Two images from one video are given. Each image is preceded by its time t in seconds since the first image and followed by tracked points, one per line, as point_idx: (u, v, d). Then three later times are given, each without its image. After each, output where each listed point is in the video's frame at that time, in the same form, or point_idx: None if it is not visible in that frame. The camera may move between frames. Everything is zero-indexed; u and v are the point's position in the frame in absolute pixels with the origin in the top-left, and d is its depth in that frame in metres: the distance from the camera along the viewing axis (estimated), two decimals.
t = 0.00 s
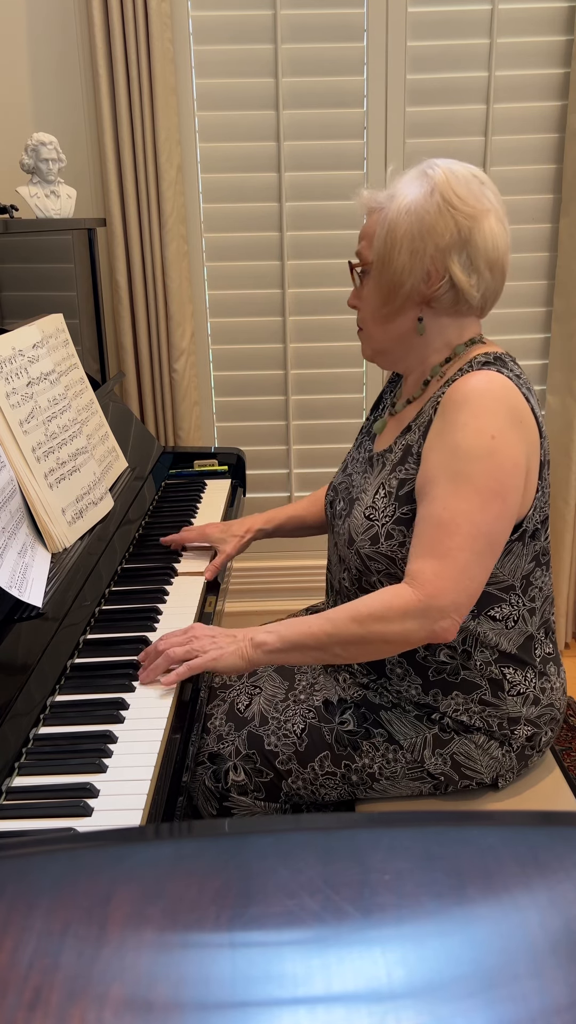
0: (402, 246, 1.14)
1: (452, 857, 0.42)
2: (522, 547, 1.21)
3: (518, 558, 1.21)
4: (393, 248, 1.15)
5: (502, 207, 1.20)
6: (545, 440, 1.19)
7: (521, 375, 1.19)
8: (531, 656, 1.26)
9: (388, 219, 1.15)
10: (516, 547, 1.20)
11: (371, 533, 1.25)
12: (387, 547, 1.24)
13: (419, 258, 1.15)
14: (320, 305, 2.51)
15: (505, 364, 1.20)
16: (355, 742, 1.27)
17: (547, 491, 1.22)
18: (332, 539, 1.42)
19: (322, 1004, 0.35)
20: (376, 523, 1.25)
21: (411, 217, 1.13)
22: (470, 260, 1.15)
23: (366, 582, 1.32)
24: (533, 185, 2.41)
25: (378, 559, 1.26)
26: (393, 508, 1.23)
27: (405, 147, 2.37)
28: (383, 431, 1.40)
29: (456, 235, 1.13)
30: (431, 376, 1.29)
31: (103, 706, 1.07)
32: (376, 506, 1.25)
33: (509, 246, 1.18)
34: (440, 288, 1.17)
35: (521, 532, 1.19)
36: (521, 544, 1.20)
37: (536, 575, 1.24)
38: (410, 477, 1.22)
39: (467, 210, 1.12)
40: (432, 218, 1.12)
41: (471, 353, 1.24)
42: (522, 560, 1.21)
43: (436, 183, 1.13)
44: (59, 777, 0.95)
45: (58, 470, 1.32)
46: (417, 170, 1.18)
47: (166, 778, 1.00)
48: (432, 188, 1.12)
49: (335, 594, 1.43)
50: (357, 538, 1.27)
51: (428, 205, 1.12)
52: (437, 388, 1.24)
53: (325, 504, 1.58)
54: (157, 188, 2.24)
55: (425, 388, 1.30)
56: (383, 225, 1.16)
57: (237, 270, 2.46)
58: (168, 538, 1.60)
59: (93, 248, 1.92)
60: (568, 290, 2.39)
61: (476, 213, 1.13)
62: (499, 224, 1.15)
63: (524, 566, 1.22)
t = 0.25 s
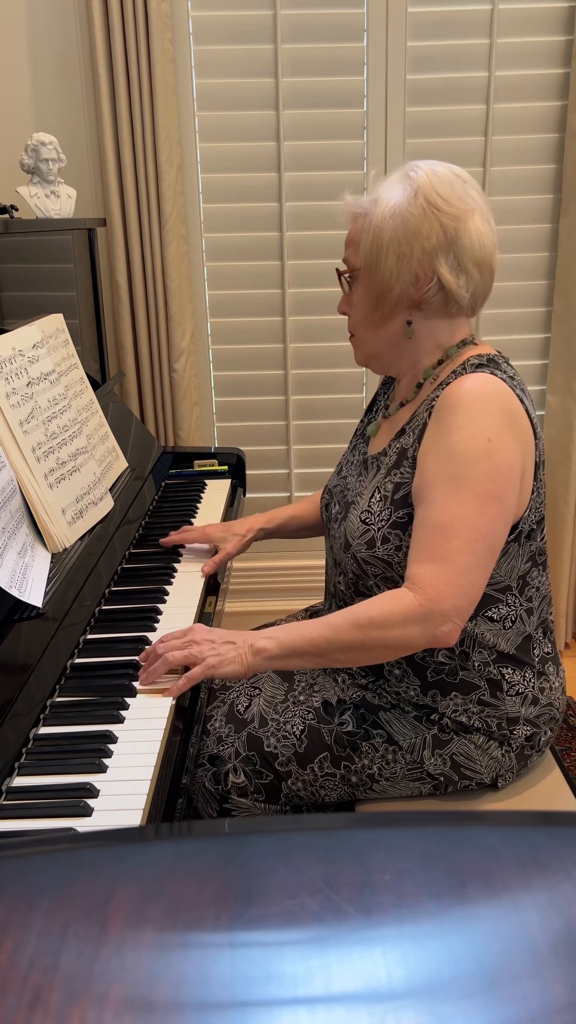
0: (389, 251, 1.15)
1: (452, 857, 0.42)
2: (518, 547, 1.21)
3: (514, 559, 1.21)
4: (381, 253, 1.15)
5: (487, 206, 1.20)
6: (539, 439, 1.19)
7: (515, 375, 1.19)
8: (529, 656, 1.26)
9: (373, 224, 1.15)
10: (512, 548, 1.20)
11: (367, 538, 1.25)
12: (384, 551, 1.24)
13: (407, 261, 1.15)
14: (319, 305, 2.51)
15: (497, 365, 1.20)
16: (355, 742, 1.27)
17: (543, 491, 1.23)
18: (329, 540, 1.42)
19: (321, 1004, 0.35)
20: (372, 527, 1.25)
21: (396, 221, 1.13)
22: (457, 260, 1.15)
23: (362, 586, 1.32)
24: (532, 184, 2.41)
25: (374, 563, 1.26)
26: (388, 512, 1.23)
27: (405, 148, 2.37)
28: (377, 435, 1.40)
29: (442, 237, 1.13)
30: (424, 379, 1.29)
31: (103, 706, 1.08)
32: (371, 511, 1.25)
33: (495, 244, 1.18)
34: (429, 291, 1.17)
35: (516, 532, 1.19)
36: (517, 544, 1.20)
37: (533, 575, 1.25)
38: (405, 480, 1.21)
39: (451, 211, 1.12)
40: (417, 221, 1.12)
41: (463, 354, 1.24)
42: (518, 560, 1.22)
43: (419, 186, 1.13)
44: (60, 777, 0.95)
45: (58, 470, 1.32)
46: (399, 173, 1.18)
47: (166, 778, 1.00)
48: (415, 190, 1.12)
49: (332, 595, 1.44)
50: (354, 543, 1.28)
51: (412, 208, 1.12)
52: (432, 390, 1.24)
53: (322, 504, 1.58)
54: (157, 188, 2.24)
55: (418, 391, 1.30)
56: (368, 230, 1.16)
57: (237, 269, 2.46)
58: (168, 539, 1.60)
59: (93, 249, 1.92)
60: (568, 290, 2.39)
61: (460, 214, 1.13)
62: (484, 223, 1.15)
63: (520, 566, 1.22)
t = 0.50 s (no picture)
0: (379, 254, 1.15)
1: (452, 858, 0.42)
2: (515, 547, 1.21)
3: (511, 559, 1.21)
4: (371, 257, 1.16)
5: (476, 206, 1.21)
6: (534, 437, 1.19)
7: (509, 375, 1.19)
8: (528, 656, 1.26)
9: (363, 228, 1.16)
10: (509, 548, 1.20)
11: (363, 539, 1.25)
12: (380, 553, 1.24)
13: (397, 264, 1.15)
14: (319, 304, 2.51)
15: (492, 365, 1.19)
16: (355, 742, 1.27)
17: (539, 490, 1.22)
18: (326, 541, 1.42)
19: (321, 1003, 0.35)
20: (368, 529, 1.25)
21: (386, 224, 1.13)
22: (448, 261, 1.15)
23: (360, 586, 1.32)
24: (532, 184, 2.41)
25: (371, 565, 1.26)
26: (385, 513, 1.23)
27: (405, 147, 2.37)
28: (372, 436, 1.40)
29: (432, 239, 1.13)
30: (419, 381, 1.28)
31: (103, 706, 1.07)
32: (368, 512, 1.25)
33: (486, 244, 1.18)
34: (420, 292, 1.17)
35: (513, 532, 1.19)
36: (513, 544, 1.20)
37: (531, 574, 1.25)
38: (401, 481, 1.21)
39: (440, 213, 1.12)
40: (406, 223, 1.12)
41: (457, 354, 1.24)
42: (515, 560, 1.21)
43: (408, 189, 1.13)
44: (60, 777, 0.95)
45: (58, 470, 1.32)
46: (388, 176, 1.18)
47: (166, 778, 1.00)
48: (404, 193, 1.13)
49: (330, 596, 1.44)
50: (350, 544, 1.27)
51: (401, 211, 1.12)
52: (426, 392, 1.24)
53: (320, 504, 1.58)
54: (157, 188, 2.24)
55: (413, 392, 1.30)
56: (358, 234, 1.17)
57: (236, 269, 2.46)
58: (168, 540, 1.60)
59: (93, 249, 1.92)
60: (568, 290, 2.39)
61: (450, 215, 1.13)
62: (473, 223, 1.15)
63: (518, 566, 1.22)
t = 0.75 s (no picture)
0: (373, 256, 1.15)
1: (451, 858, 0.42)
2: (513, 548, 1.21)
3: (509, 559, 1.21)
4: (365, 259, 1.16)
5: (470, 206, 1.21)
6: (531, 436, 1.18)
7: (506, 375, 1.19)
8: (527, 656, 1.26)
9: (356, 231, 1.16)
10: (506, 549, 1.20)
11: (360, 540, 1.25)
12: (377, 554, 1.24)
13: (391, 266, 1.15)
14: (319, 304, 2.51)
15: (488, 366, 1.19)
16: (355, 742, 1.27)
17: (536, 490, 1.22)
18: (324, 542, 1.42)
19: (321, 1004, 0.35)
20: (364, 530, 1.24)
21: (379, 226, 1.14)
22: (442, 261, 1.15)
23: (358, 587, 1.32)
24: (532, 184, 2.41)
25: (368, 565, 1.26)
26: (381, 514, 1.23)
27: (405, 147, 2.38)
28: (369, 437, 1.40)
29: (425, 240, 1.13)
30: (415, 382, 1.28)
31: (103, 705, 1.07)
32: (364, 513, 1.25)
33: (480, 243, 1.18)
34: (415, 294, 1.17)
35: (510, 533, 1.19)
36: (511, 545, 1.20)
37: (529, 575, 1.25)
38: (397, 483, 1.21)
39: (433, 213, 1.12)
40: (399, 225, 1.12)
41: (453, 354, 1.24)
42: (513, 561, 1.21)
43: (400, 190, 1.13)
44: (60, 777, 0.95)
45: (58, 470, 1.32)
46: (381, 178, 1.18)
47: (166, 778, 1.00)
48: (396, 194, 1.13)
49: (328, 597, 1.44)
50: (347, 545, 1.27)
51: (394, 212, 1.13)
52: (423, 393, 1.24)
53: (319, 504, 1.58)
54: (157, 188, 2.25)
55: (409, 393, 1.30)
56: (352, 236, 1.17)
57: (236, 269, 2.46)
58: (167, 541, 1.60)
59: (93, 249, 1.92)
60: (568, 290, 2.39)
61: (443, 215, 1.13)
62: (467, 223, 1.15)
63: (515, 567, 1.22)
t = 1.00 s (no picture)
0: (373, 256, 1.15)
1: (451, 858, 0.42)
2: (513, 548, 1.21)
3: (509, 559, 1.21)
4: (365, 259, 1.16)
5: (469, 205, 1.21)
6: (531, 436, 1.19)
7: (506, 376, 1.19)
8: (527, 656, 1.26)
9: (355, 231, 1.16)
10: (507, 549, 1.20)
11: (361, 541, 1.25)
12: (378, 555, 1.24)
13: (391, 266, 1.15)
14: (319, 304, 2.51)
15: (489, 366, 1.20)
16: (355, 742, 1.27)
17: (536, 490, 1.22)
18: (324, 542, 1.42)
19: (321, 1004, 0.35)
20: (366, 531, 1.24)
21: (378, 226, 1.14)
22: (442, 261, 1.15)
23: (358, 587, 1.31)
24: (532, 184, 2.41)
25: (369, 566, 1.26)
26: (382, 516, 1.22)
27: (405, 147, 2.38)
28: (371, 437, 1.40)
29: (424, 240, 1.13)
30: (416, 383, 1.28)
31: (103, 706, 1.07)
32: (366, 515, 1.24)
33: (479, 243, 1.18)
34: (414, 294, 1.17)
35: (510, 533, 1.19)
36: (511, 545, 1.20)
37: (529, 575, 1.25)
38: (399, 484, 1.21)
39: (432, 213, 1.12)
40: (399, 225, 1.12)
41: (454, 355, 1.24)
42: (513, 561, 1.21)
43: (399, 190, 1.13)
44: (60, 777, 0.95)
45: (58, 470, 1.32)
46: (380, 178, 1.18)
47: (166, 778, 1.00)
48: (396, 194, 1.13)
49: (328, 597, 1.44)
50: (348, 546, 1.27)
51: (394, 212, 1.13)
52: (424, 394, 1.24)
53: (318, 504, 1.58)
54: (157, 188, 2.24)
55: (410, 394, 1.30)
56: (351, 237, 1.17)
57: (236, 269, 2.46)
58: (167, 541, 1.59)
59: (93, 249, 1.92)
60: (568, 290, 2.39)
61: (442, 215, 1.13)
62: (466, 223, 1.15)
63: (516, 566, 1.22)
